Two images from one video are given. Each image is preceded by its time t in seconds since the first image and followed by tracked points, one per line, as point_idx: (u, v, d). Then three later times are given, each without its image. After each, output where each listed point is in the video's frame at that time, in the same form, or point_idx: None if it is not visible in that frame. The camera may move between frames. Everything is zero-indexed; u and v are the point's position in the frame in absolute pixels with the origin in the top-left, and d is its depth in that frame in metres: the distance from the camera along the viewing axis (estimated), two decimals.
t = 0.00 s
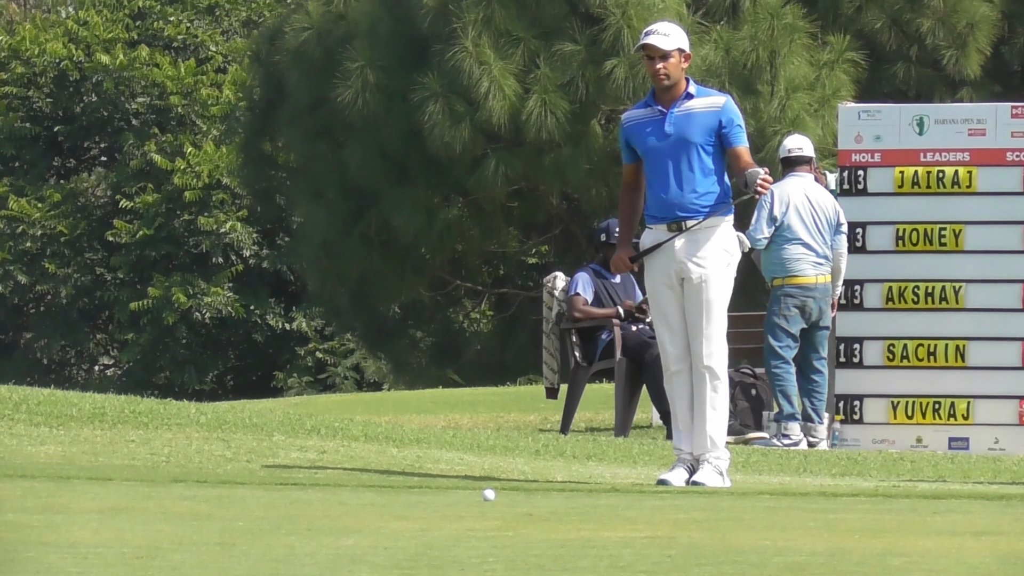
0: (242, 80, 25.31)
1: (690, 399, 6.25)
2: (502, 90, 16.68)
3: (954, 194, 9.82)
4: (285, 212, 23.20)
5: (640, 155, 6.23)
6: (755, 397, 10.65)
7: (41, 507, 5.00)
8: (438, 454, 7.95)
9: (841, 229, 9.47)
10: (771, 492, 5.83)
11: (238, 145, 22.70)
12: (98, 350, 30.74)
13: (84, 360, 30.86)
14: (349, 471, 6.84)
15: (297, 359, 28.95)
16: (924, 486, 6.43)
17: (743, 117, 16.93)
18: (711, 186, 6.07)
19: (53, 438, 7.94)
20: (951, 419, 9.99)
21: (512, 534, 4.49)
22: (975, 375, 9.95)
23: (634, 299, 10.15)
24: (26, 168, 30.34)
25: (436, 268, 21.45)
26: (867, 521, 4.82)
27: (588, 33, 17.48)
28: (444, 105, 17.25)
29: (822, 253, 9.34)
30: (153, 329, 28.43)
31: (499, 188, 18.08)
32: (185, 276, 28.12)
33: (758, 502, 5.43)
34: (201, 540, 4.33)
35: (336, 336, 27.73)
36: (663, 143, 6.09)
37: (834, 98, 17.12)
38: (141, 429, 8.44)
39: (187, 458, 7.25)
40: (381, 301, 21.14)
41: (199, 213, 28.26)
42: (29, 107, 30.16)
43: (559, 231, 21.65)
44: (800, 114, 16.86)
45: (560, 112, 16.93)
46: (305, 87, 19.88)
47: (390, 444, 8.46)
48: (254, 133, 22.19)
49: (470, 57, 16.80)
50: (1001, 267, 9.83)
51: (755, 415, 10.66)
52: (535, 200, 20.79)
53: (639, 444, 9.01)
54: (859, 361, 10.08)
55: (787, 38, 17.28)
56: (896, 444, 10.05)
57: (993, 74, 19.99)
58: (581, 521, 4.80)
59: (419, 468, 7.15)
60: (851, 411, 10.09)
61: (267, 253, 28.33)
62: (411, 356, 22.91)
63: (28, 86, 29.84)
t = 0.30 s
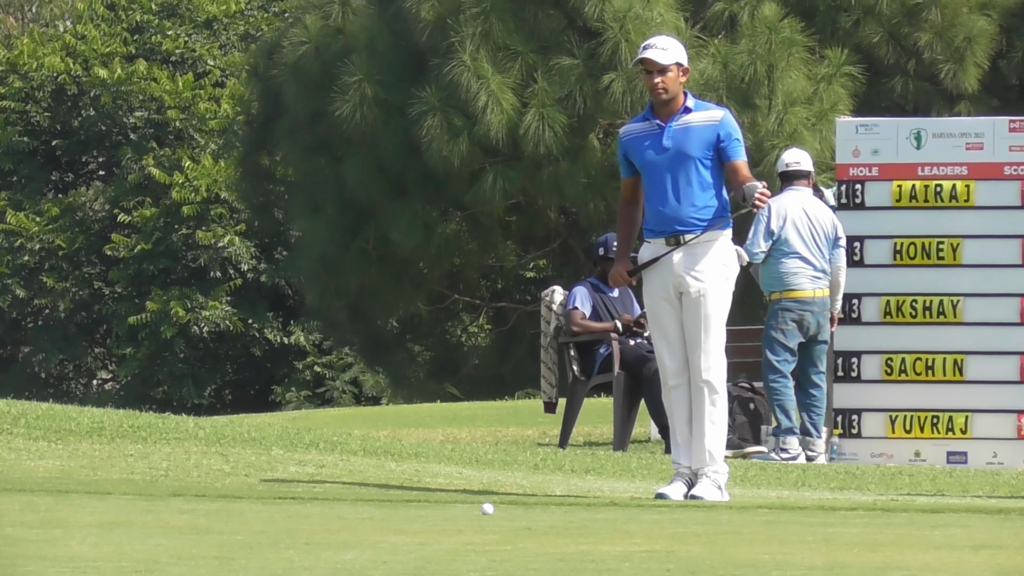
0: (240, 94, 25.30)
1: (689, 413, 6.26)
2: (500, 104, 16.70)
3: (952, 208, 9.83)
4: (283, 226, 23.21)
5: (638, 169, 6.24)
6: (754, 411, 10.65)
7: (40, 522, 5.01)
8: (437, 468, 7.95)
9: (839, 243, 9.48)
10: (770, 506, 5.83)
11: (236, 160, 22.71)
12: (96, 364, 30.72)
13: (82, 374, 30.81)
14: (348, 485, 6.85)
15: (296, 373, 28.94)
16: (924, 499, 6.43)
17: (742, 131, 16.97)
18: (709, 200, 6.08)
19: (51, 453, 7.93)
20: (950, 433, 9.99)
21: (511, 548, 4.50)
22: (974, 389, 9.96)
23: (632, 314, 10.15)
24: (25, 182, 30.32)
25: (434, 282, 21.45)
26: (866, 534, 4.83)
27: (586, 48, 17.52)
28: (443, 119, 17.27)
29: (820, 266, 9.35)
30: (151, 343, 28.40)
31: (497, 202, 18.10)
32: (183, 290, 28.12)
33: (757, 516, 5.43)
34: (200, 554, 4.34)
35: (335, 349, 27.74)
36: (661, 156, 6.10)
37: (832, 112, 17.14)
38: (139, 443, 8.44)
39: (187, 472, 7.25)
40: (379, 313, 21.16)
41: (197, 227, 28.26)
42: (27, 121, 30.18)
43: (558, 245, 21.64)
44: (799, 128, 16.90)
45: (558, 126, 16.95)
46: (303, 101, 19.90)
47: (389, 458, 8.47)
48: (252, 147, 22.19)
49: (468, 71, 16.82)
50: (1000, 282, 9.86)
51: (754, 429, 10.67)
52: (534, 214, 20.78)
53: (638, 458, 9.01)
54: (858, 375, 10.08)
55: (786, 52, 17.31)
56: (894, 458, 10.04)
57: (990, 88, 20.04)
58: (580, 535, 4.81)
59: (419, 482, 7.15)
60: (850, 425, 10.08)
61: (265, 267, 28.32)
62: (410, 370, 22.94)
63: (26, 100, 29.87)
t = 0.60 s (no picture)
0: (240, 100, 25.30)
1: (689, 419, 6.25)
2: (500, 110, 16.71)
3: (952, 215, 9.84)
4: (283, 232, 23.22)
5: (639, 175, 6.25)
6: (754, 417, 10.65)
7: (40, 527, 5.01)
8: (436, 474, 7.95)
9: (840, 249, 9.48)
10: (769, 512, 5.83)
11: (236, 165, 22.73)
12: (96, 369, 30.71)
13: (82, 379, 30.82)
14: (348, 490, 6.84)
15: (296, 379, 28.92)
16: (924, 506, 6.43)
17: (742, 137, 16.98)
18: (709, 206, 6.08)
19: (51, 458, 7.94)
20: (950, 439, 9.98)
21: (511, 553, 4.49)
22: (974, 395, 9.96)
23: (632, 318, 10.21)
24: (25, 187, 30.32)
25: (434, 288, 21.46)
26: (865, 540, 4.82)
27: (586, 53, 17.53)
28: (443, 125, 17.28)
29: (821, 272, 9.35)
30: (151, 348, 28.40)
31: (497, 208, 18.10)
32: (184, 295, 28.12)
33: (757, 522, 5.43)
34: (199, 558, 4.34)
35: (334, 355, 27.73)
36: (661, 162, 6.10)
37: (833, 118, 17.14)
38: (139, 448, 8.43)
39: (186, 477, 7.25)
40: (379, 319, 21.18)
41: (197, 232, 28.28)
42: (28, 126, 30.21)
43: (558, 251, 21.61)
44: (799, 134, 16.89)
45: (558, 132, 16.93)
46: (304, 107, 19.89)
47: (389, 463, 8.47)
48: (252, 153, 22.23)
49: (468, 77, 16.83)
50: (1000, 288, 9.85)
51: (754, 435, 10.66)
52: (534, 219, 20.76)
53: (638, 464, 9.01)
54: (858, 381, 10.06)
55: (785, 58, 17.35)
56: (893, 464, 10.03)
57: (991, 95, 20.05)
58: (580, 541, 4.81)
59: (418, 488, 7.15)
60: (850, 431, 10.08)
61: (265, 272, 28.32)
62: (410, 376, 22.96)
63: (27, 105, 29.93)
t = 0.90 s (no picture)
0: (240, 101, 25.29)
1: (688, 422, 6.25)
2: (500, 111, 16.70)
3: (951, 216, 9.84)
4: (283, 233, 23.23)
5: (638, 177, 6.25)
6: (753, 418, 10.65)
7: (38, 528, 5.00)
8: (436, 475, 7.95)
9: (839, 250, 9.48)
10: (768, 514, 5.83)
11: (236, 166, 22.74)
12: (96, 370, 30.71)
13: (82, 380, 30.84)
14: (347, 492, 6.84)
15: (296, 380, 28.91)
16: (924, 507, 6.43)
17: (742, 137, 16.99)
18: (708, 208, 6.09)
19: (50, 459, 7.93)
20: (949, 440, 9.97)
21: (510, 555, 4.49)
22: (973, 395, 9.95)
23: (632, 320, 10.19)
24: (25, 188, 30.31)
25: (434, 289, 21.47)
26: (865, 541, 4.82)
27: (585, 54, 17.54)
28: (443, 126, 17.29)
29: (820, 273, 9.35)
30: (151, 349, 28.40)
31: (497, 209, 18.11)
32: (184, 296, 28.12)
33: (756, 523, 5.43)
34: (198, 560, 4.33)
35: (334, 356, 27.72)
36: (660, 165, 6.11)
37: (832, 118, 17.14)
38: (138, 449, 8.44)
39: (185, 478, 7.25)
40: (380, 319, 21.23)
41: (197, 233, 28.29)
42: (27, 127, 30.22)
43: (558, 252, 21.59)
44: (799, 135, 16.89)
45: (558, 133, 16.93)
46: (303, 107, 19.89)
47: (388, 464, 8.47)
48: (253, 153, 22.26)
49: (468, 78, 16.83)
50: (1000, 289, 9.84)
51: (753, 436, 10.66)
52: (534, 220, 20.75)
53: (637, 465, 9.02)
54: (857, 382, 10.06)
55: (786, 59, 17.36)
56: (893, 465, 10.04)
57: (989, 95, 20.06)
58: (579, 542, 4.81)
59: (417, 489, 7.15)
60: (849, 432, 10.08)
61: (265, 273, 28.33)
62: (410, 377, 23.00)
63: (27, 106, 29.96)
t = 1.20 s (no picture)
0: (240, 103, 25.26)
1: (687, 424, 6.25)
2: (500, 112, 16.70)
3: (951, 216, 9.84)
4: (283, 234, 23.22)
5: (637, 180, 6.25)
6: (753, 418, 10.64)
7: (37, 530, 5.00)
8: (435, 476, 7.95)
9: (839, 250, 9.48)
10: (768, 514, 5.82)
11: (236, 168, 22.74)
12: (96, 372, 30.70)
13: (82, 382, 30.81)
14: (346, 494, 6.83)
15: (296, 382, 28.88)
16: (923, 506, 6.43)
17: (742, 138, 16.99)
18: (707, 211, 6.09)
19: (49, 461, 7.93)
20: (949, 440, 9.96)
21: (509, 556, 4.49)
22: (973, 395, 9.94)
23: (632, 321, 10.18)
24: (25, 191, 30.30)
25: (434, 290, 21.48)
26: (864, 541, 4.82)
27: (585, 56, 17.55)
28: (443, 127, 17.28)
29: (820, 273, 9.35)
30: (151, 351, 28.39)
31: (497, 210, 18.13)
32: (184, 298, 28.11)
33: (755, 523, 5.43)
34: (197, 562, 4.33)
35: (335, 357, 27.68)
36: (659, 167, 6.10)
37: (832, 118, 17.12)
38: (137, 451, 8.43)
39: (185, 480, 7.25)
40: (380, 320, 21.26)
41: (197, 235, 28.29)
42: (27, 129, 30.24)
43: (558, 253, 21.56)
44: (798, 135, 16.90)
45: (558, 133, 16.93)
46: (303, 108, 19.89)
47: (388, 465, 8.46)
48: (252, 155, 22.25)
49: (468, 79, 16.82)
50: (999, 288, 9.84)
51: (752, 436, 10.65)
52: (534, 220, 20.73)
53: (637, 466, 9.01)
54: (857, 382, 10.06)
55: (785, 60, 17.35)
56: (892, 465, 10.03)
57: (989, 95, 20.04)
58: (578, 542, 4.81)
59: (416, 490, 7.15)
60: (849, 432, 10.08)
61: (265, 275, 28.32)
62: (410, 378, 22.98)
63: (27, 108, 29.96)
